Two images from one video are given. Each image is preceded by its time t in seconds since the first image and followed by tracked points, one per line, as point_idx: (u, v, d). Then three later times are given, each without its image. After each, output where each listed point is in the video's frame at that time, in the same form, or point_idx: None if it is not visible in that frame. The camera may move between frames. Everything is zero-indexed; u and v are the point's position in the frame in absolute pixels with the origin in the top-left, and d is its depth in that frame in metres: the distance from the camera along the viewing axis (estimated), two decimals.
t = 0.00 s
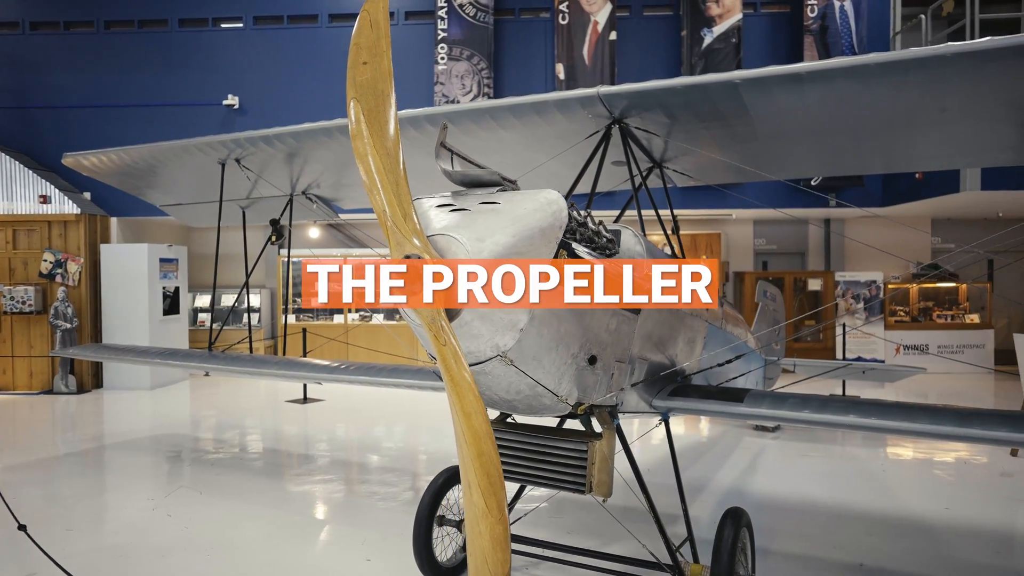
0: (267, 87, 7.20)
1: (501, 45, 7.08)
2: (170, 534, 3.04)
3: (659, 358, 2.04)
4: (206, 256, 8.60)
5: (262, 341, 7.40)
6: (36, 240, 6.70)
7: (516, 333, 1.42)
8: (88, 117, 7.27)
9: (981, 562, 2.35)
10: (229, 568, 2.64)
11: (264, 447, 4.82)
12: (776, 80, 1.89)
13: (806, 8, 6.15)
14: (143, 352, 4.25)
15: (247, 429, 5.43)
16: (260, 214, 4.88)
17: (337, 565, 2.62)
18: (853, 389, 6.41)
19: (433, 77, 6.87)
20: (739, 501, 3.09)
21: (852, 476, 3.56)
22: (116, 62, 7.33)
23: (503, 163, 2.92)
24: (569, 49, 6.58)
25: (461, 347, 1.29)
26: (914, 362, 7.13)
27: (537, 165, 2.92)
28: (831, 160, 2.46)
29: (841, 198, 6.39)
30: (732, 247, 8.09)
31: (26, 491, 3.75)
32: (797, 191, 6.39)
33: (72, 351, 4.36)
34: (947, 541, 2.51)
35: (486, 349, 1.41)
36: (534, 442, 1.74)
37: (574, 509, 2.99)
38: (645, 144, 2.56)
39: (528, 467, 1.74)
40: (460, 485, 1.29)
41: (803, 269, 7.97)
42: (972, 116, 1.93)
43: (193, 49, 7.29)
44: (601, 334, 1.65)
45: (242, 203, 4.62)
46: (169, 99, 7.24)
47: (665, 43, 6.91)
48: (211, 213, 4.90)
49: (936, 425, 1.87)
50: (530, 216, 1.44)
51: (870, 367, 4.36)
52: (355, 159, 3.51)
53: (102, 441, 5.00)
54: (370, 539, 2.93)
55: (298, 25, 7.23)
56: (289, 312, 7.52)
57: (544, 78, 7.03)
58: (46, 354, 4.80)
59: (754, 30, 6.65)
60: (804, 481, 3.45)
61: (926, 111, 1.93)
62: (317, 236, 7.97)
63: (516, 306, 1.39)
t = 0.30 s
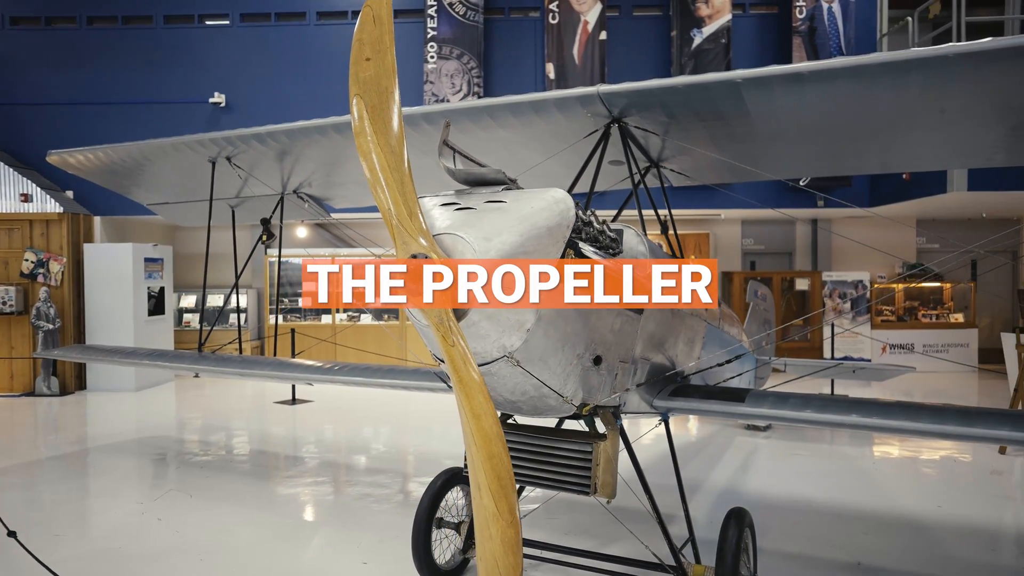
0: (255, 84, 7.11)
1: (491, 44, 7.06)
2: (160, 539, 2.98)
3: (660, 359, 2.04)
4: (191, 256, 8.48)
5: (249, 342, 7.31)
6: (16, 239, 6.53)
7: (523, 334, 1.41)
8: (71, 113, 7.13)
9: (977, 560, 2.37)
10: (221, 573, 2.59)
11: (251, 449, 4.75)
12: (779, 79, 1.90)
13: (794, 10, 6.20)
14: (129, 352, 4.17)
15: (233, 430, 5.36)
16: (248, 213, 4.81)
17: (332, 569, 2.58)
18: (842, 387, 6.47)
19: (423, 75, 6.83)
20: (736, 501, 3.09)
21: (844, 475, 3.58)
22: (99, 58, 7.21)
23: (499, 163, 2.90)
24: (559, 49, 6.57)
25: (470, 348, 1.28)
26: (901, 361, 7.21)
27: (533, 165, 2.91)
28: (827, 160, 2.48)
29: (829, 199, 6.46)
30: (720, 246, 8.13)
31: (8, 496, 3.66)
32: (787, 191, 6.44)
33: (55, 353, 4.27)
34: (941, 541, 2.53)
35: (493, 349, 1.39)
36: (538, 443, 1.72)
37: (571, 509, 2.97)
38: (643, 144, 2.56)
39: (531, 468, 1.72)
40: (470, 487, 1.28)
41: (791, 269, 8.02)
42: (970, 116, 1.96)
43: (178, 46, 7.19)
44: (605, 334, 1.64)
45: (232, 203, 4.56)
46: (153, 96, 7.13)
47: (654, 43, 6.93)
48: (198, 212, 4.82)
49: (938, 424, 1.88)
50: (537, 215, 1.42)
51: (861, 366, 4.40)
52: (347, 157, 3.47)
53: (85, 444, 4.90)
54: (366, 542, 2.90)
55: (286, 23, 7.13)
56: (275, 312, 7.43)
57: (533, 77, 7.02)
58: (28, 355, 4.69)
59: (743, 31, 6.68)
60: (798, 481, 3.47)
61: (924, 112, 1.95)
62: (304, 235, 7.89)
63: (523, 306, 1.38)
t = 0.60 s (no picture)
0: (242, 81, 7.02)
1: (481, 43, 7.01)
2: (149, 544, 2.91)
3: (662, 359, 2.02)
4: (176, 255, 8.36)
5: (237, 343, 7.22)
6: None
7: (529, 333, 1.38)
8: (53, 110, 7.00)
9: (975, 559, 2.37)
10: None
11: (238, 451, 4.68)
12: (782, 76, 1.89)
13: (785, 10, 6.22)
14: (114, 353, 4.09)
15: (220, 432, 5.28)
16: (237, 212, 4.74)
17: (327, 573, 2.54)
18: (832, 386, 6.51)
19: (413, 73, 6.77)
20: (732, 501, 3.09)
21: (839, 474, 3.59)
22: (82, 54, 7.07)
23: (495, 162, 2.88)
24: (551, 48, 6.55)
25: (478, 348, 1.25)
26: (889, 359, 7.27)
27: (529, 163, 2.89)
28: (825, 158, 2.48)
29: (819, 198, 6.50)
30: (710, 246, 8.15)
31: None
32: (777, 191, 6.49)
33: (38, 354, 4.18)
34: (938, 540, 2.54)
35: (499, 349, 1.37)
36: (542, 444, 1.70)
37: (568, 509, 2.95)
38: (642, 141, 2.54)
39: (535, 470, 1.70)
40: (477, 491, 1.25)
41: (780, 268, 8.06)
42: (970, 114, 1.96)
43: (164, 42, 7.07)
44: (610, 334, 1.62)
45: (220, 201, 4.49)
46: (137, 93, 7.01)
47: (645, 42, 6.93)
48: (184, 211, 4.74)
49: (941, 423, 1.87)
50: (544, 212, 1.40)
51: (853, 365, 4.42)
52: (340, 155, 3.42)
53: (68, 447, 4.80)
54: (361, 545, 2.86)
55: (273, 20, 7.04)
56: (262, 312, 7.33)
57: (524, 76, 6.99)
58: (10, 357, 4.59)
59: (734, 31, 6.70)
60: (793, 480, 3.47)
61: (925, 110, 1.96)
62: (293, 234, 7.80)
63: (529, 304, 1.35)
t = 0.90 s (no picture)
0: (230, 77, 6.91)
1: (472, 40, 6.96)
2: (137, 549, 2.84)
3: (665, 359, 1.98)
4: (163, 253, 8.23)
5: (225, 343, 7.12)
6: None
7: (535, 332, 1.33)
8: (36, 106, 6.86)
9: (978, 560, 2.36)
10: None
11: (226, 452, 4.60)
12: (787, 71, 1.86)
13: (777, 8, 6.22)
14: (99, 354, 4.00)
15: (208, 433, 5.19)
16: (225, 210, 4.65)
17: None
18: (824, 385, 6.53)
19: (404, 70, 6.70)
20: (732, 501, 3.07)
21: (837, 474, 3.58)
22: (65, 49, 6.94)
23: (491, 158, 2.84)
24: (543, 45, 6.51)
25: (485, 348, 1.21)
26: (879, 358, 7.30)
27: (526, 160, 2.85)
28: (826, 156, 2.45)
29: (810, 197, 6.51)
30: (701, 245, 8.15)
31: None
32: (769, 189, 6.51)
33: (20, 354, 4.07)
34: (939, 541, 2.53)
35: (504, 349, 1.32)
36: (545, 446, 1.66)
37: (566, 511, 2.91)
38: (642, 138, 2.51)
39: (538, 472, 1.65)
40: (485, 496, 1.21)
41: (771, 268, 8.07)
42: (974, 110, 1.94)
43: (149, 37, 6.94)
44: (615, 333, 1.58)
45: (210, 198, 4.41)
46: (123, 89, 6.89)
47: (638, 39, 6.91)
48: (172, 208, 4.66)
49: (948, 423, 1.85)
50: (550, 208, 1.35)
51: (848, 364, 4.41)
52: (332, 151, 3.36)
53: (52, 450, 4.70)
54: (355, 549, 2.80)
55: (262, 15, 6.94)
56: (250, 312, 7.23)
57: (516, 73, 6.95)
58: None
59: (726, 30, 6.70)
60: (791, 480, 3.46)
61: (930, 106, 1.93)
62: (282, 233, 7.69)
63: (536, 302, 1.31)
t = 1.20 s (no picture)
0: (219, 74, 6.81)
1: (465, 38, 6.90)
2: (126, 557, 2.77)
3: (668, 362, 1.94)
4: (150, 253, 8.11)
5: (214, 344, 7.02)
6: None
7: (542, 335, 1.29)
8: (20, 103, 6.74)
9: (981, 563, 2.34)
10: None
11: (215, 455, 4.52)
12: (792, 68, 1.82)
13: (771, 8, 6.21)
14: (85, 356, 3.91)
15: (197, 436, 5.11)
16: (215, 209, 4.57)
17: None
18: (818, 385, 6.53)
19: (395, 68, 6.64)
20: (731, 504, 3.04)
21: (834, 475, 3.56)
22: (50, 45, 6.81)
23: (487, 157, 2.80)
24: (536, 44, 6.47)
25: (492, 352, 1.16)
26: (872, 358, 7.32)
27: (524, 159, 2.81)
28: (827, 155, 2.43)
29: (804, 197, 6.51)
30: (695, 245, 8.15)
31: None
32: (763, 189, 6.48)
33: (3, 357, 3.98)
34: (941, 544, 2.51)
35: (510, 352, 1.28)
36: (548, 452, 1.61)
37: (565, 515, 2.87)
38: (642, 136, 2.47)
39: (541, 479, 1.61)
40: (493, 507, 1.16)
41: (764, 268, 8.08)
42: (979, 109, 1.92)
43: (136, 33, 6.83)
44: (621, 335, 1.54)
45: (199, 197, 4.33)
46: (109, 86, 6.78)
47: (632, 39, 6.88)
48: (159, 207, 4.57)
49: (961, 427, 1.79)
50: (557, 207, 1.31)
51: (843, 364, 4.40)
52: (324, 149, 3.30)
53: (36, 454, 4.61)
54: (350, 556, 2.74)
55: (251, 12, 6.85)
56: (240, 313, 7.13)
57: (509, 72, 6.90)
58: None
59: (720, 30, 6.69)
60: (789, 482, 3.43)
61: (936, 104, 1.91)
62: (272, 233, 7.60)
63: (543, 305, 1.27)
